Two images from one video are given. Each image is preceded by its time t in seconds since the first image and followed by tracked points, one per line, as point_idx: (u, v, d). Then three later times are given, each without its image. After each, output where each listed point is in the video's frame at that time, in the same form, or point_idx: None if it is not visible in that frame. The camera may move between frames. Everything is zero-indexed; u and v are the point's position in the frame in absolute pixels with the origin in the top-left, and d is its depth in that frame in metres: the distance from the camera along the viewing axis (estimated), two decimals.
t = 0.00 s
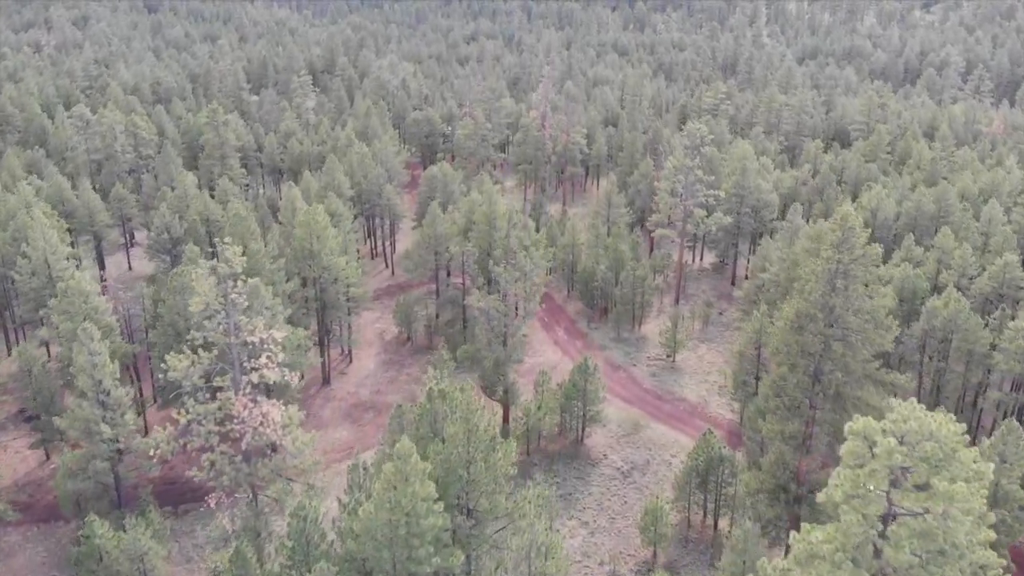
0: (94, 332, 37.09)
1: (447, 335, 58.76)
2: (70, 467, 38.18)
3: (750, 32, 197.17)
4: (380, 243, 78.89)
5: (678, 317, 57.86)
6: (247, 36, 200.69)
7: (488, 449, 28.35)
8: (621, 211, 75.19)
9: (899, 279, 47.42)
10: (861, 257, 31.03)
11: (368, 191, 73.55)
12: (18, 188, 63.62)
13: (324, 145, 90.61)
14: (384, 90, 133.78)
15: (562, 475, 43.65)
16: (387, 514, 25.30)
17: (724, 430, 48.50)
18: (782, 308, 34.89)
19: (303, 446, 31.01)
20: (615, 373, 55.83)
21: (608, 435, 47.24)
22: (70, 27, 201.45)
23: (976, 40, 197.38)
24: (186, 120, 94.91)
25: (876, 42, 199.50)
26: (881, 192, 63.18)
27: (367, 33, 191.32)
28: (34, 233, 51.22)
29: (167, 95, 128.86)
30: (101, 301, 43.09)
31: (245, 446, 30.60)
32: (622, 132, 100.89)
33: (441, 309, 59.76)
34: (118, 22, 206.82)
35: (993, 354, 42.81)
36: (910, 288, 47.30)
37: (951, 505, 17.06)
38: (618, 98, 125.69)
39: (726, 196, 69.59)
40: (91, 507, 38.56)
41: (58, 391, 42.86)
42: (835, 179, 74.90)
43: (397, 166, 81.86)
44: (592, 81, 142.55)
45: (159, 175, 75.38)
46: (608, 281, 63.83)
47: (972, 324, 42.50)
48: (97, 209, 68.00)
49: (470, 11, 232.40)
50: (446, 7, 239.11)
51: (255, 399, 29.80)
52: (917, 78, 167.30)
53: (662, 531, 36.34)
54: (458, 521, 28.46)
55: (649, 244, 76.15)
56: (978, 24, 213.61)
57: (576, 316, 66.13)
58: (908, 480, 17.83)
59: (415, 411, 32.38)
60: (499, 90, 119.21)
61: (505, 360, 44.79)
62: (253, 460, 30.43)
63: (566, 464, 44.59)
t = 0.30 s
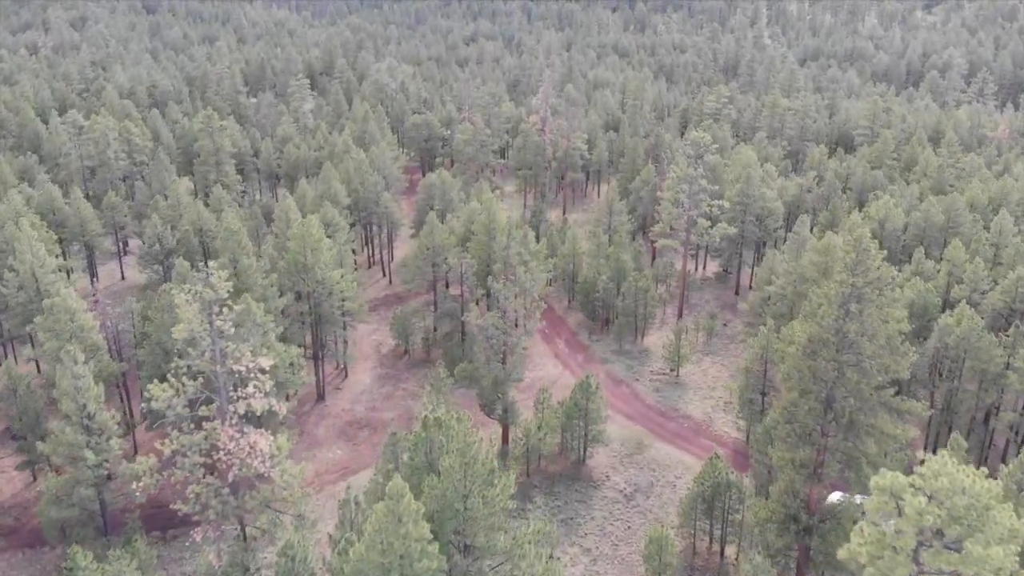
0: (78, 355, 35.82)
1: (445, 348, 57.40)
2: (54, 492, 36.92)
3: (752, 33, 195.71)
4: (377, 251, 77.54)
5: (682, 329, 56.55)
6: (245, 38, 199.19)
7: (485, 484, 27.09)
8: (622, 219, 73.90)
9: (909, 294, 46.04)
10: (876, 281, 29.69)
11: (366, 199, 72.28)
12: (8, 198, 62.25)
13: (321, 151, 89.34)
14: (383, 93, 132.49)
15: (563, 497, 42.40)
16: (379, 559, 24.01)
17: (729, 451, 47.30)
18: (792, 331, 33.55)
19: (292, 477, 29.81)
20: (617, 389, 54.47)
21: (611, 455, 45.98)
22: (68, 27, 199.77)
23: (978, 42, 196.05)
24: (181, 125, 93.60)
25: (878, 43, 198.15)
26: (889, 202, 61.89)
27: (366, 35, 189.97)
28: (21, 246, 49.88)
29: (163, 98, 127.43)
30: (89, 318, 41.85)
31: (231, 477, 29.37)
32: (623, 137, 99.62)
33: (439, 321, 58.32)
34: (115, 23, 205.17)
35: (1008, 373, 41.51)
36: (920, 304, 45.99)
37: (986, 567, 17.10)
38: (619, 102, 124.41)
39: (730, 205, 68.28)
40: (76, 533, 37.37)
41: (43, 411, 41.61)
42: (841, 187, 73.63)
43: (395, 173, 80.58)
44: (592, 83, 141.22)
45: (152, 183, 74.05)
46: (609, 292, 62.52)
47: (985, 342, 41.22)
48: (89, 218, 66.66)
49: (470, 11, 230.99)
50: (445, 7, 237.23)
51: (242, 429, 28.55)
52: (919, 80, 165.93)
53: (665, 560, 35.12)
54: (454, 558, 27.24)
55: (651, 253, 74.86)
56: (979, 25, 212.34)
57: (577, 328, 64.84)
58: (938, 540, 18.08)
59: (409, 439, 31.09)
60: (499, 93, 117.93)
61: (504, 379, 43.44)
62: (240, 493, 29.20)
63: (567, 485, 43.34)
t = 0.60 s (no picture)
0: (61, 379, 34.50)
1: (443, 362, 56.00)
2: (37, 520, 35.63)
3: (753, 34, 194.27)
4: (375, 260, 76.22)
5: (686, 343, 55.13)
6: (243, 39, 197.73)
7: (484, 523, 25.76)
8: (624, 228, 72.52)
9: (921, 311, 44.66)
10: (892, 307, 28.35)
11: (363, 208, 70.94)
12: None
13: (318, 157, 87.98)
14: (382, 97, 131.07)
15: (564, 523, 41.12)
16: None
17: (735, 473, 45.95)
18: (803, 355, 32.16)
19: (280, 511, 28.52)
20: (620, 405, 53.14)
21: (614, 476, 44.66)
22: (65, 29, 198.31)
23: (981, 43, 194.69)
24: (176, 131, 92.24)
25: (880, 44, 196.74)
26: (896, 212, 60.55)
27: (365, 37, 188.60)
28: (8, 260, 48.49)
29: (159, 101, 126.03)
30: (75, 337, 40.54)
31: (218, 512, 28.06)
32: (624, 142, 98.29)
33: (437, 334, 56.83)
34: (113, 24, 203.73)
35: None
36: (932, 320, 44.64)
37: None
38: (620, 105, 123.05)
39: (734, 214, 66.95)
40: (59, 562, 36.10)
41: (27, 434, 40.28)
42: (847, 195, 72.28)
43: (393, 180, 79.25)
44: (593, 86, 139.87)
45: (145, 192, 72.75)
46: (611, 305, 61.15)
47: (1000, 363, 39.86)
48: (81, 228, 65.33)
49: (470, 12, 229.53)
50: (444, 8, 235.80)
51: (229, 462, 27.26)
52: (922, 82, 164.56)
53: None
54: None
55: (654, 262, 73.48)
56: (982, 26, 211.02)
57: (578, 340, 63.43)
58: None
59: (403, 471, 29.75)
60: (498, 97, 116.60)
61: (504, 400, 42.06)
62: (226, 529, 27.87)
63: (569, 510, 42.04)
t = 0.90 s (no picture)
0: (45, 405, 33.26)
1: (442, 377, 54.66)
2: (19, 551, 34.40)
3: (755, 35, 192.76)
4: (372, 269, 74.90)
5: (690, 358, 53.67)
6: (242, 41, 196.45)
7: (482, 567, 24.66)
8: (626, 237, 71.17)
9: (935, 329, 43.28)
10: (913, 336, 26.97)
11: (360, 217, 69.61)
12: None
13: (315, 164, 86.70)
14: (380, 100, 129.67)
15: (565, 550, 39.90)
16: None
17: (742, 495, 44.63)
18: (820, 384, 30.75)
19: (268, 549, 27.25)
20: (623, 422, 51.83)
21: (617, 499, 43.36)
22: (63, 30, 196.88)
23: (983, 45, 193.28)
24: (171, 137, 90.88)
25: (882, 46, 195.42)
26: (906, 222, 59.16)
27: (364, 39, 187.28)
28: None
29: (155, 105, 124.66)
30: (60, 357, 39.27)
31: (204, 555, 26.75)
32: (626, 147, 96.96)
33: (435, 348, 55.48)
34: (112, 25, 202.34)
35: None
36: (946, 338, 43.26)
37: None
38: (621, 109, 121.72)
39: (738, 223, 65.63)
40: None
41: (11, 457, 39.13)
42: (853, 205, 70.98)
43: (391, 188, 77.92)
44: (594, 89, 138.55)
45: (138, 201, 71.44)
46: (614, 317, 59.79)
47: (1018, 385, 38.50)
48: (71, 238, 64.02)
49: (470, 13, 228.08)
50: (444, 9, 234.32)
51: (214, 500, 25.90)
52: (924, 85, 163.15)
53: None
54: None
55: (656, 272, 72.21)
56: (984, 27, 209.69)
57: (579, 353, 62.06)
58: None
59: (397, 505, 28.42)
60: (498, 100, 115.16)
61: (504, 422, 40.81)
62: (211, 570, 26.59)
63: (570, 536, 40.76)
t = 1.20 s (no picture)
0: (27, 434, 32.03)
1: (440, 393, 53.41)
2: None
3: (757, 36, 191.08)
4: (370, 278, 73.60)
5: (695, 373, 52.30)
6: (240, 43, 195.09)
7: None
8: (629, 247, 69.87)
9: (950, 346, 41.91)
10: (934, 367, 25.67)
11: (357, 226, 68.27)
12: None
13: (312, 170, 85.38)
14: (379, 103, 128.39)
15: None
16: None
17: (750, 517, 43.29)
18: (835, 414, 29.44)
19: None
20: (626, 441, 50.53)
21: (621, 523, 42.08)
22: (60, 31, 195.53)
23: (986, 46, 191.72)
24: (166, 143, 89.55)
25: (884, 47, 193.92)
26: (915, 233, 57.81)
27: (364, 41, 186.01)
28: None
29: (152, 108, 123.35)
30: (45, 379, 37.98)
31: None
32: (627, 153, 95.65)
33: (433, 363, 54.20)
34: (110, 26, 201.02)
35: None
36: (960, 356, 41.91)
37: None
38: (622, 113, 120.33)
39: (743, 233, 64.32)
40: None
41: None
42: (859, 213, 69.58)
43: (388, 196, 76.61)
44: (594, 92, 137.18)
45: (130, 210, 70.15)
46: (616, 330, 58.49)
47: None
48: (63, 249, 62.73)
49: (470, 14, 226.60)
50: (444, 10, 232.88)
51: (198, 540, 24.54)
52: (927, 87, 161.64)
53: None
54: None
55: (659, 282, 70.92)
56: (986, 29, 208.18)
57: (581, 366, 60.74)
58: None
59: (392, 542, 27.11)
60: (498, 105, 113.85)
61: (503, 445, 39.54)
62: None
63: (572, 562, 39.50)
